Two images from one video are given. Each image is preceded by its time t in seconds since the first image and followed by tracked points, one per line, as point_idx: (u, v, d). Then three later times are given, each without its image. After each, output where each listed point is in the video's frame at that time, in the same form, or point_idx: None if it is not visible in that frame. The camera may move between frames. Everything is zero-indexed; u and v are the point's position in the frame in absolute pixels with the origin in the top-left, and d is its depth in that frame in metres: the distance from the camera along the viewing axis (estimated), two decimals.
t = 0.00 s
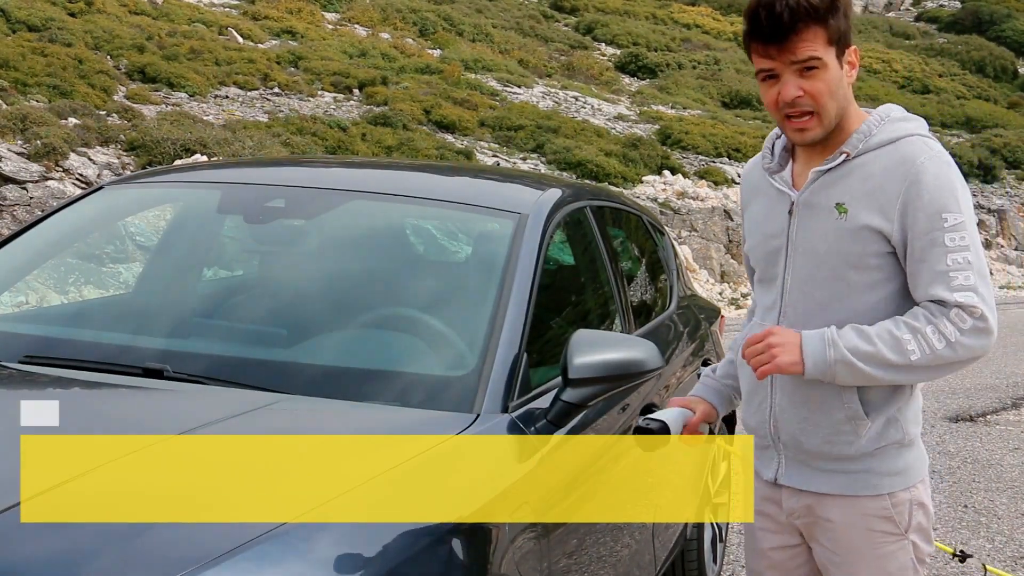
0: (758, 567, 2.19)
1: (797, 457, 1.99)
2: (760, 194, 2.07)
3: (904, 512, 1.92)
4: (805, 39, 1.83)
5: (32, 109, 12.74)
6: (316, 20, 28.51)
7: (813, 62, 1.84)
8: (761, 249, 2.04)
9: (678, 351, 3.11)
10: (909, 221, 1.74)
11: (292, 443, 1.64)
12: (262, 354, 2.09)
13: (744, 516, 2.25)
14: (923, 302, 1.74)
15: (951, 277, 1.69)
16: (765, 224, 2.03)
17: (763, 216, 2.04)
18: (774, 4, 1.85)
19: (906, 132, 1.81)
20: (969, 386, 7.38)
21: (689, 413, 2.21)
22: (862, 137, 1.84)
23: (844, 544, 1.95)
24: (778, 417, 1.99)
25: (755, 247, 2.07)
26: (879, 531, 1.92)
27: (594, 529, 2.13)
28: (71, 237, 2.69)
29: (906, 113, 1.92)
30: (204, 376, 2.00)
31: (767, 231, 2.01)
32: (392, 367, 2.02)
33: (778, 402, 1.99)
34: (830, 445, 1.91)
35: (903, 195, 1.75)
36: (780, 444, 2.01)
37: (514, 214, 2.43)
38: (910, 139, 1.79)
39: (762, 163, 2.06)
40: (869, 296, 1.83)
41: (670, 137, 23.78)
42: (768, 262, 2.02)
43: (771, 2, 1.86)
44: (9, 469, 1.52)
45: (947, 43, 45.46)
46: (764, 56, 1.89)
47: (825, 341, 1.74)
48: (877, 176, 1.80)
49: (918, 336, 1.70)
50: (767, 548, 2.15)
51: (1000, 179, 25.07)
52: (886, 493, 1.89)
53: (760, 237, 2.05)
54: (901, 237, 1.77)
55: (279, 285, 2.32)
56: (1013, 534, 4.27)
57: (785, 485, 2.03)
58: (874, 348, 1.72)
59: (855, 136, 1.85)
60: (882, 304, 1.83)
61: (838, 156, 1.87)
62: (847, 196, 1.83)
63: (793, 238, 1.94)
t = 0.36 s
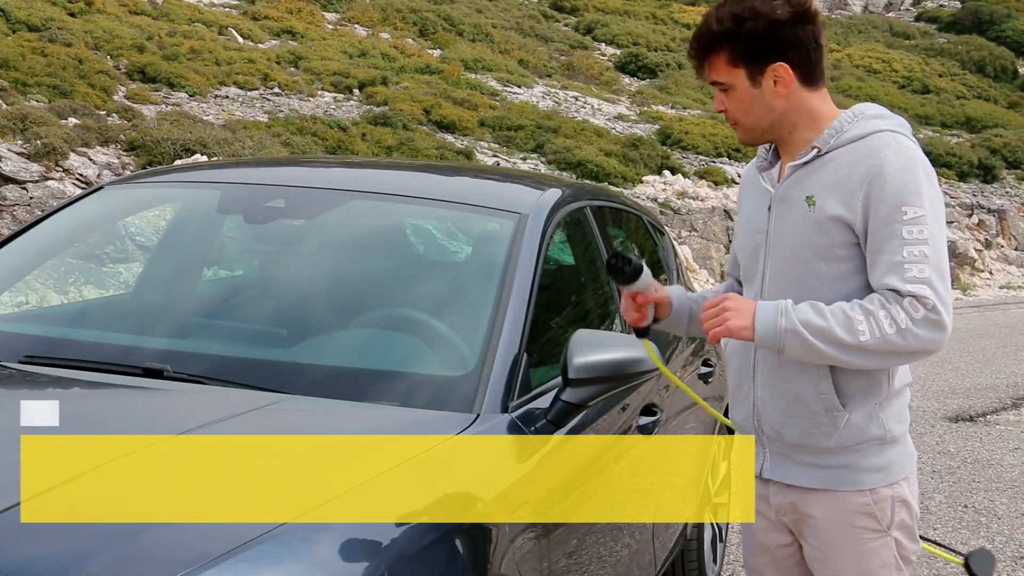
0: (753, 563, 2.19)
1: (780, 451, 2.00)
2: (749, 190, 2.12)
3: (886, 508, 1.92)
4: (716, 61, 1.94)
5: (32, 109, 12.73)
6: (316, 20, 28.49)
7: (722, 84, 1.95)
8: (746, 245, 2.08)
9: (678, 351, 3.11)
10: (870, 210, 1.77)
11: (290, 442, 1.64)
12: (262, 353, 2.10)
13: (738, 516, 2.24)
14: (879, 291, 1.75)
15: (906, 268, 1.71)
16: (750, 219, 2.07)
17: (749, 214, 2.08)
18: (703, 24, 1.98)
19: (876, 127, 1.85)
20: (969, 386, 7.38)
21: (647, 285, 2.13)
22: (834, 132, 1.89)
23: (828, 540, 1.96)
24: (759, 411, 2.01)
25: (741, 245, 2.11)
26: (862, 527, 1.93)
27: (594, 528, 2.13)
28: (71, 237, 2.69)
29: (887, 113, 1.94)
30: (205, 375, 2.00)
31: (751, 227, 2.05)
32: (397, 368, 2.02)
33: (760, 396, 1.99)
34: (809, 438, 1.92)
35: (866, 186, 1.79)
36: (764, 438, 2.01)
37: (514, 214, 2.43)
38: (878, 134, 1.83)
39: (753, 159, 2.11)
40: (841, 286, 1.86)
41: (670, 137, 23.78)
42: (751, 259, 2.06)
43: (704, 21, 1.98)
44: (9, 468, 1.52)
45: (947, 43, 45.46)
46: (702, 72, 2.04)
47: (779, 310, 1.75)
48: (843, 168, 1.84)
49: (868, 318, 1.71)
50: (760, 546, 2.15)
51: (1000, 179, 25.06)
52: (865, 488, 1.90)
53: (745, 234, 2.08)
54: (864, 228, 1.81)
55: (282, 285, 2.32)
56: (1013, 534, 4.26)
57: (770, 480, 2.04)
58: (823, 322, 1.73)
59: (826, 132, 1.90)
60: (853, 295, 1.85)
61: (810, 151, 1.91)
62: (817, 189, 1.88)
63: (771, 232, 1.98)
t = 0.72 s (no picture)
0: (746, 564, 2.19)
1: (769, 449, 2.00)
2: (735, 193, 2.13)
3: (875, 506, 1.93)
4: (700, 63, 1.95)
5: (32, 109, 12.74)
6: (316, 20, 28.49)
7: (710, 85, 1.95)
8: (733, 246, 2.08)
9: (678, 351, 3.11)
10: (856, 207, 1.78)
11: (288, 442, 1.64)
12: (262, 352, 2.10)
13: (732, 518, 2.25)
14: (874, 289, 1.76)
15: (897, 262, 1.71)
16: (737, 220, 2.08)
17: (736, 215, 2.09)
18: (685, 30, 2.00)
19: (858, 125, 1.86)
20: (969, 386, 7.38)
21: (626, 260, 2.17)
22: (816, 131, 1.90)
23: (815, 539, 1.96)
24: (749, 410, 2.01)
25: (728, 246, 2.12)
26: (851, 525, 1.93)
27: (594, 528, 2.13)
28: (70, 236, 2.69)
29: (870, 110, 1.96)
30: (205, 375, 2.00)
31: (738, 229, 2.06)
32: (400, 368, 2.02)
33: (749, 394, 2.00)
34: (799, 435, 1.92)
35: (851, 184, 1.80)
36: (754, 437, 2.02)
37: (514, 214, 2.43)
38: (860, 131, 1.84)
39: (741, 164, 2.12)
40: (829, 282, 1.86)
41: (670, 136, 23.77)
42: (737, 259, 2.07)
43: (687, 27, 2.00)
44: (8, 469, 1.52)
45: (947, 44, 45.46)
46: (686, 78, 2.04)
47: (777, 331, 1.76)
48: (828, 167, 1.84)
49: (866, 322, 1.71)
50: (754, 546, 2.15)
51: (999, 179, 25.07)
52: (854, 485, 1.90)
53: (732, 235, 2.09)
54: (851, 225, 1.81)
55: (284, 284, 2.32)
56: (1013, 534, 4.26)
57: (763, 478, 2.04)
58: (822, 335, 1.73)
59: (809, 131, 1.91)
60: (840, 292, 1.86)
61: (794, 149, 1.92)
62: (802, 187, 1.88)
63: (757, 232, 1.99)
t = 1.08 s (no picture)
0: (749, 567, 2.17)
1: (784, 449, 1.99)
2: (724, 193, 2.13)
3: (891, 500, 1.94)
4: (753, 34, 1.94)
5: (31, 109, 12.74)
6: (316, 20, 28.48)
7: (764, 56, 1.95)
8: (729, 247, 2.08)
9: (679, 351, 3.11)
10: (869, 195, 1.78)
11: (290, 442, 1.64)
12: (262, 352, 2.10)
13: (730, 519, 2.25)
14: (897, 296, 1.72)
15: (912, 247, 1.70)
16: (733, 219, 2.08)
17: (729, 216, 2.09)
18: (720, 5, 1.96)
19: (855, 117, 1.90)
20: (969, 386, 7.38)
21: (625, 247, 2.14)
22: (818, 125, 1.93)
23: (833, 536, 1.95)
24: (763, 410, 1.99)
25: (722, 248, 2.12)
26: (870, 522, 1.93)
27: (594, 528, 2.13)
28: (70, 236, 2.69)
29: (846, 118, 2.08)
30: (203, 375, 2.00)
31: (737, 227, 2.06)
32: (403, 370, 2.01)
33: (763, 394, 1.98)
34: (817, 431, 1.91)
35: (861, 172, 1.81)
36: (766, 437, 2.01)
37: (514, 214, 2.43)
38: (859, 125, 1.87)
39: (725, 165, 2.14)
40: (839, 274, 1.85)
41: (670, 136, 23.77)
42: (735, 259, 2.07)
43: (716, 5, 1.97)
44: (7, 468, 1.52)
45: (947, 44, 45.44)
46: (717, 55, 1.98)
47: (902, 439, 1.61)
48: (833, 158, 1.86)
49: (928, 357, 1.63)
50: (760, 550, 2.14)
51: (999, 180, 25.08)
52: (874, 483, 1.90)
53: (727, 236, 2.09)
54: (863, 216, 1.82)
55: (286, 285, 2.31)
56: (1013, 534, 4.26)
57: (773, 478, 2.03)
58: (919, 409, 1.62)
59: (810, 126, 1.94)
60: (852, 283, 1.85)
61: (796, 144, 1.95)
62: (808, 179, 1.89)
63: (760, 229, 1.99)
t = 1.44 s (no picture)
0: (750, 567, 2.17)
1: (794, 450, 1.99)
2: (723, 195, 2.12)
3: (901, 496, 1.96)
4: (755, 38, 1.94)
5: (31, 109, 12.74)
6: (316, 21, 28.47)
7: (768, 59, 1.95)
8: (733, 246, 2.07)
9: (679, 351, 3.11)
10: (890, 197, 1.82)
11: (294, 442, 1.64)
12: (262, 352, 2.10)
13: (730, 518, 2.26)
14: (937, 296, 1.80)
15: (943, 246, 1.78)
16: (735, 220, 2.07)
17: (732, 215, 2.08)
18: (719, 10, 1.96)
19: (865, 119, 1.92)
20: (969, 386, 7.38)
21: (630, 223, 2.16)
22: (827, 126, 1.93)
23: (842, 536, 1.96)
24: (774, 411, 1.99)
25: (725, 247, 2.10)
26: (879, 520, 1.95)
27: (594, 528, 2.13)
28: (70, 236, 2.69)
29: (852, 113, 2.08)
30: (202, 375, 2.00)
31: (741, 226, 2.05)
32: (404, 370, 2.01)
33: (774, 396, 1.98)
34: (829, 431, 1.92)
35: (880, 174, 1.84)
36: (776, 438, 2.01)
37: (513, 214, 2.44)
38: (869, 125, 1.89)
39: (725, 165, 2.12)
40: (854, 276, 1.87)
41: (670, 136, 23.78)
42: (741, 258, 2.06)
43: (716, 10, 1.97)
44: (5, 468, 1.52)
45: (947, 44, 45.42)
46: (718, 61, 1.98)
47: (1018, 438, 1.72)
48: (848, 159, 1.87)
49: (997, 350, 1.74)
50: (763, 552, 2.13)
51: (999, 180, 25.10)
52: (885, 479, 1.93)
53: (730, 235, 2.08)
54: (882, 218, 1.84)
55: (287, 285, 2.31)
56: (1014, 533, 4.27)
57: (782, 479, 2.03)
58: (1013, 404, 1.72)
59: (820, 125, 1.94)
60: (867, 284, 1.87)
61: (806, 144, 1.94)
62: (822, 181, 1.89)
63: (769, 229, 1.98)
